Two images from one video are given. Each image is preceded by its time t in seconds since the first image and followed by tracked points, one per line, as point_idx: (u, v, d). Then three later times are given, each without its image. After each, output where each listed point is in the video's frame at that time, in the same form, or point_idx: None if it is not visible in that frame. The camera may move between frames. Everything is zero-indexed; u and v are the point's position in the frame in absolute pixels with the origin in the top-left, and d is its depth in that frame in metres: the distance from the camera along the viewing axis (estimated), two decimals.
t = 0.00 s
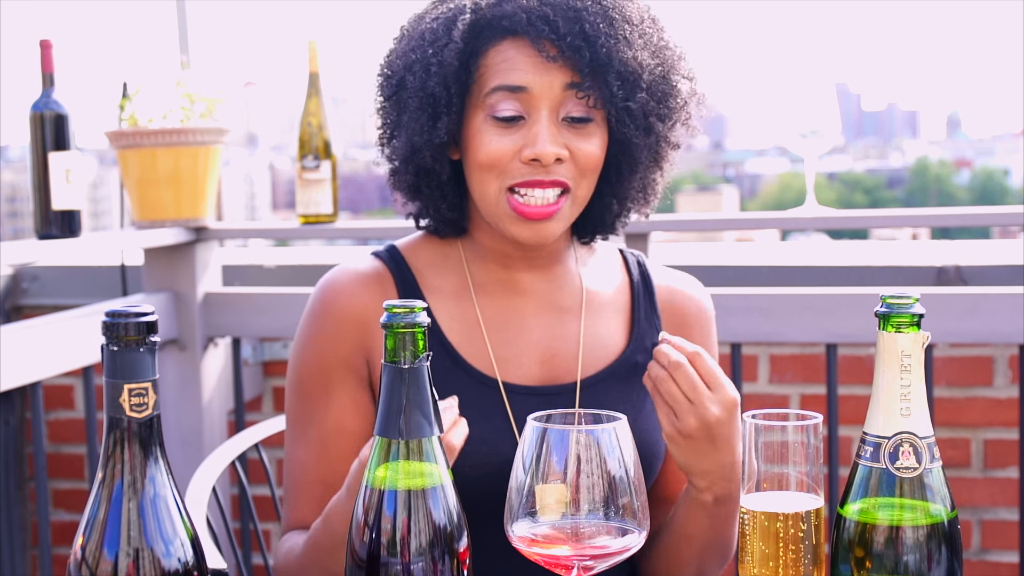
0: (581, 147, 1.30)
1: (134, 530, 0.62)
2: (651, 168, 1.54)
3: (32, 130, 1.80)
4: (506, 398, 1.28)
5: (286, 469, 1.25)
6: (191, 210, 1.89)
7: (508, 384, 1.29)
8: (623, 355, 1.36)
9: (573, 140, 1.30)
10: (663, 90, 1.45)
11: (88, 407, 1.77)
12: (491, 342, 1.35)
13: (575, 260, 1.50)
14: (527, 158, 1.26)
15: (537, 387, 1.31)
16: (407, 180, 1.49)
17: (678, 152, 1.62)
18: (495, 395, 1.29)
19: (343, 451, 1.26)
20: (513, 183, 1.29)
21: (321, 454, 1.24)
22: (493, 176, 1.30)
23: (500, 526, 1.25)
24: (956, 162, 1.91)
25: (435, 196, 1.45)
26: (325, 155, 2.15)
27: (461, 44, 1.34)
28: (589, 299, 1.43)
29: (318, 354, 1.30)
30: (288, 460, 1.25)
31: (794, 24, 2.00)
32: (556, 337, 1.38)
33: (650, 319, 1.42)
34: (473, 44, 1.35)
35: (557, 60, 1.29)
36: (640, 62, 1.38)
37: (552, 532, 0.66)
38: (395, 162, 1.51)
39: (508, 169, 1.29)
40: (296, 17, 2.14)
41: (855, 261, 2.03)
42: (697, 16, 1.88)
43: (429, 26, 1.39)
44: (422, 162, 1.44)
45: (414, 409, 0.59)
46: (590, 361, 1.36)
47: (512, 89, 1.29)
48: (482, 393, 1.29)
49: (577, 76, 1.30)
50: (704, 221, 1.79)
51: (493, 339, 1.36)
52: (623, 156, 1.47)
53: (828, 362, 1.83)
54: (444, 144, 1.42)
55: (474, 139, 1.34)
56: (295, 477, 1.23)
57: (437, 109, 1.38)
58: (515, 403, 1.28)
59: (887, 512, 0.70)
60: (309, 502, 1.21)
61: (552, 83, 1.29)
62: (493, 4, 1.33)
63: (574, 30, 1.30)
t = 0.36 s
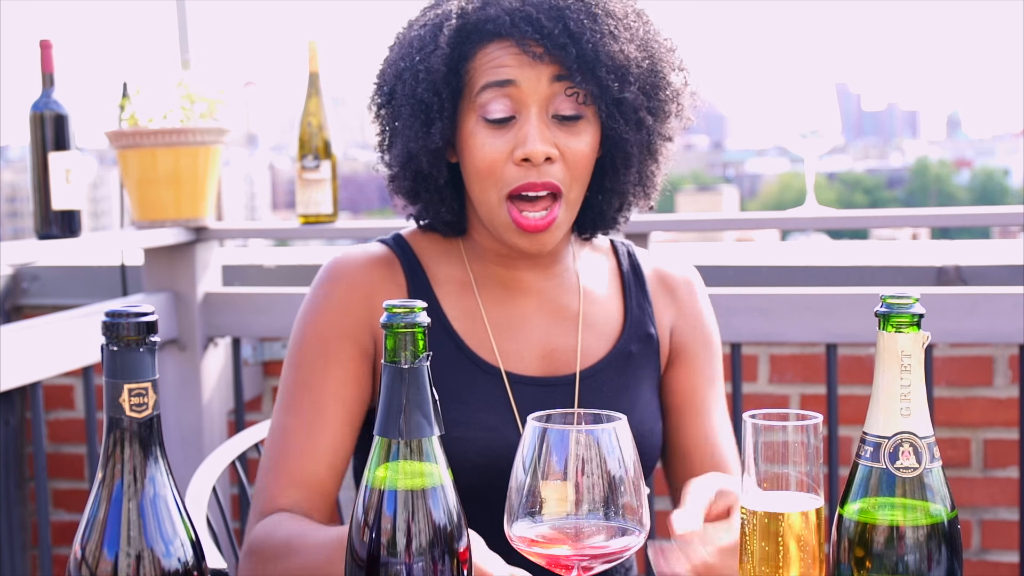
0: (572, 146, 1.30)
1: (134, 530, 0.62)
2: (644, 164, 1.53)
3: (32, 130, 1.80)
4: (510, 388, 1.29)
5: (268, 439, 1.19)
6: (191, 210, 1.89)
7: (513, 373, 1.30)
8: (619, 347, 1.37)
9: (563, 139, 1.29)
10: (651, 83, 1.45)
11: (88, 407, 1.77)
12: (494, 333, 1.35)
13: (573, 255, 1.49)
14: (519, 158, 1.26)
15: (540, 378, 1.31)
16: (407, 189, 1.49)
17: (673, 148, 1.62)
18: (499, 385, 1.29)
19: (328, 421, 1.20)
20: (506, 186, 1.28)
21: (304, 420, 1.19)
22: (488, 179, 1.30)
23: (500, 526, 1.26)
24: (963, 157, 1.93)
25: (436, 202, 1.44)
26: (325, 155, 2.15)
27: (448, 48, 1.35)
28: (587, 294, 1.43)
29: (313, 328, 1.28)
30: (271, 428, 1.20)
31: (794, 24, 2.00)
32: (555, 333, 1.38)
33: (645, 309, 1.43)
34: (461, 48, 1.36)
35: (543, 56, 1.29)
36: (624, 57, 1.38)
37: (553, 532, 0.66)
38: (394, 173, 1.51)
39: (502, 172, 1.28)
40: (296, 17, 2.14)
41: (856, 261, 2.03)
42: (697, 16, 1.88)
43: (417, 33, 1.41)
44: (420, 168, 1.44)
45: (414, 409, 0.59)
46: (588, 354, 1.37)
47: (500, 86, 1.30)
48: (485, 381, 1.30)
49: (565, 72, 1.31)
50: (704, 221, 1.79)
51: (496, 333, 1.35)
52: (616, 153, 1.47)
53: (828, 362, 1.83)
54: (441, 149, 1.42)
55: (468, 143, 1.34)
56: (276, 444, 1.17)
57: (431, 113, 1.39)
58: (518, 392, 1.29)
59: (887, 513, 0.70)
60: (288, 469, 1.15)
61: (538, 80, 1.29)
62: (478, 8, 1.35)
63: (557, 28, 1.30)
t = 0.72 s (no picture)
0: (551, 136, 1.30)
1: (134, 530, 0.62)
2: (635, 161, 1.52)
3: (32, 129, 1.80)
4: (499, 393, 1.30)
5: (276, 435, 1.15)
6: (191, 210, 1.90)
7: (502, 379, 1.30)
8: (604, 361, 1.36)
9: (543, 128, 1.30)
10: (637, 72, 1.44)
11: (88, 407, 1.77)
12: (485, 337, 1.35)
13: (568, 259, 1.49)
14: (498, 145, 1.26)
15: (529, 386, 1.31)
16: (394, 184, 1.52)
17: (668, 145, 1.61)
18: (489, 389, 1.30)
19: (338, 411, 1.17)
20: (485, 175, 1.28)
21: (313, 410, 1.16)
22: (469, 169, 1.29)
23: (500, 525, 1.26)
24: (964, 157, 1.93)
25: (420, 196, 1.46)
26: (325, 155, 2.15)
27: (429, 37, 1.40)
28: (579, 298, 1.43)
29: (311, 326, 1.27)
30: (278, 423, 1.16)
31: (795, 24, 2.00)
32: (543, 338, 1.38)
33: (636, 311, 1.41)
34: (446, 39, 1.40)
35: (523, 43, 1.31)
36: (606, 43, 1.38)
37: (553, 532, 0.66)
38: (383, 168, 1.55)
39: (482, 161, 1.28)
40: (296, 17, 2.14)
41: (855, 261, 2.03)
42: (696, 15, 1.88)
43: (405, 28, 1.45)
44: (405, 161, 1.47)
45: (414, 409, 0.59)
46: (576, 363, 1.36)
47: (482, 72, 1.31)
48: (476, 384, 1.30)
49: (545, 59, 1.31)
50: (703, 221, 1.79)
51: (487, 336, 1.35)
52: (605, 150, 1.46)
53: (828, 362, 1.83)
54: (423, 141, 1.46)
55: (451, 134, 1.34)
56: (285, 437, 1.13)
57: (413, 104, 1.43)
58: (506, 399, 1.29)
59: (887, 512, 0.70)
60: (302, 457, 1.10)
61: (518, 67, 1.30)
62: None
63: (534, 12, 1.32)
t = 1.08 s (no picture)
0: (564, 146, 1.31)
1: (134, 530, 0.62)
2: (653, 152, 1.52)
3: (32, 129, 1.80)
4: (514, 399, 1.29)
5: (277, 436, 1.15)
6: (191, 210, 1.89)
7: (516, 385, 1.30)
8: (619, 369, 1.37)
9: (553, 139, 1.31)
10: (640, 68, 1.41)
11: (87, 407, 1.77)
12: (499, 343, 1.36)
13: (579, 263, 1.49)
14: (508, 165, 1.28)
15: (542, 392, 1.31)
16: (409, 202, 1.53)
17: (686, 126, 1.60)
18: (503, 396, 1.30)
19: (338, 413, 1.17)
20: (500, 192, 1.30)
21: (313, 412, 1.16)
22: (483, 188, 1.31)
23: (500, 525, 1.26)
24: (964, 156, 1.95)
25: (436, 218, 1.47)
26: (325, 155, 2.15)
27: (425, 63, 1.37)
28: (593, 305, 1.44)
29: (316, 327, 1.27)
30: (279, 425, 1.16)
31: (795, 24, 2.00)
32: (558, 344, 1.39)
33: (648, 320, 1.42)
34: (442, 60, 1.37)
35: (520, 60, 1.29)
36: (607, 44, 1.35)
37: (553, 533, 0.66)
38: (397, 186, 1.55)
39: (496, 180, 1.30)
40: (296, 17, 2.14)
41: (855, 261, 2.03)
42: (697, 15, 1.87)
43: (399, 51, 1.43)
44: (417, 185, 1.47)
45: (414, 409, 0.59)
46: (590, 370, 1.37)
47: (484, 94, 1.31)
48: (488, 389, 1.30)
49: (544, 72, 1.30)
50: (704, 221, 1.79)
51: (501, 341, 1.36)
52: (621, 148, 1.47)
53: (829, 362, 1.83)
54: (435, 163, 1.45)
55: (463, 153, 1.35)
56: (284, 441, 1.12)
57: (419, 133, 1.42)
58: (522, 406, 1.29)
59: (887, 512, 0.70)
60: (301, 459, 1.10)
61: (520, 84, 1.30)
62: (451, 16, 1.34)
63: (527, 28, 1.28)
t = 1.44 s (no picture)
0: (581, 174, 1.30)
1: (134, 530, 0.62)
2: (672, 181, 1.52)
3: (32, 129, 1.80)
4: (521, 400, 1.30)
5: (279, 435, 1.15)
6: (191, 210, 1.90)
7: (524, 386, 1.30)
8: (628, 371, 1.38)
9: (572, 167, 1.30)
10: (668, 106, 1.41)
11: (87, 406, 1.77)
12: (506, 345, 1.36)
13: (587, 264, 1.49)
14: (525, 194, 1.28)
15: (550, 393, 1.32)
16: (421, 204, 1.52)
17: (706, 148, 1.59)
18: (512, 396, 1.30)
19: (342, 414, 1.17)
20: (516, 217, 1.30)
21: (317, 412, 1.16)
22: (498, 210, 1.31)
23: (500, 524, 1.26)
24: (964, 155, 1.97)
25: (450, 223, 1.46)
26: (325, 155, 2.15)
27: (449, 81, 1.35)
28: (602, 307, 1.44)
29: (321, 327, 1.28)
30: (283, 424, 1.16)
31: (795, 23, 2.00)
32: (566, 346, 1.39)
33: (657, 324, 1.43)
34: (467, 78, 1.35)
35: (546, 92, 1.28)
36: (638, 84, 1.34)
37: (553, 533, 0.66)
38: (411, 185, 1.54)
39: (511, 204, 1.30)
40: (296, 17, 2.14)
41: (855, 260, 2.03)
42: (697, 14, 1.88)
43: (422, 59, 1.39)
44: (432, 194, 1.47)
45: (414, 409, 0.59)
46: (599, 372, 1.38)
47: (506, 119, 1.30)
48: (496, 390, 1.30)
49: (570, 104, 1.29)
50: (704, 221, 1.79)
51: (509, 344, 1.36)
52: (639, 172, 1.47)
53: (829, 362, 1.83)
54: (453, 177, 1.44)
55: (479, 172, 1.35)
56: (286, 440, 1.12)
57: (439, 147, 1.41)
58: (530, 408, 1.29)
59: (887, 512, 0.70)
60: (303, 460, 1.10)
61: (543, 113, 1.29)
62: (480, 36, 1.32)
63: (556, 63, 1.27)
